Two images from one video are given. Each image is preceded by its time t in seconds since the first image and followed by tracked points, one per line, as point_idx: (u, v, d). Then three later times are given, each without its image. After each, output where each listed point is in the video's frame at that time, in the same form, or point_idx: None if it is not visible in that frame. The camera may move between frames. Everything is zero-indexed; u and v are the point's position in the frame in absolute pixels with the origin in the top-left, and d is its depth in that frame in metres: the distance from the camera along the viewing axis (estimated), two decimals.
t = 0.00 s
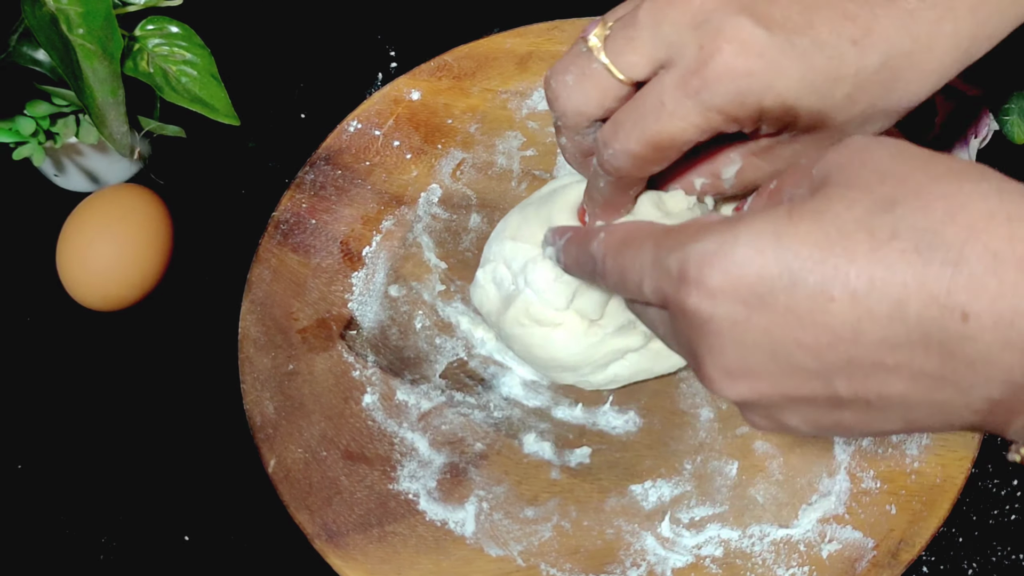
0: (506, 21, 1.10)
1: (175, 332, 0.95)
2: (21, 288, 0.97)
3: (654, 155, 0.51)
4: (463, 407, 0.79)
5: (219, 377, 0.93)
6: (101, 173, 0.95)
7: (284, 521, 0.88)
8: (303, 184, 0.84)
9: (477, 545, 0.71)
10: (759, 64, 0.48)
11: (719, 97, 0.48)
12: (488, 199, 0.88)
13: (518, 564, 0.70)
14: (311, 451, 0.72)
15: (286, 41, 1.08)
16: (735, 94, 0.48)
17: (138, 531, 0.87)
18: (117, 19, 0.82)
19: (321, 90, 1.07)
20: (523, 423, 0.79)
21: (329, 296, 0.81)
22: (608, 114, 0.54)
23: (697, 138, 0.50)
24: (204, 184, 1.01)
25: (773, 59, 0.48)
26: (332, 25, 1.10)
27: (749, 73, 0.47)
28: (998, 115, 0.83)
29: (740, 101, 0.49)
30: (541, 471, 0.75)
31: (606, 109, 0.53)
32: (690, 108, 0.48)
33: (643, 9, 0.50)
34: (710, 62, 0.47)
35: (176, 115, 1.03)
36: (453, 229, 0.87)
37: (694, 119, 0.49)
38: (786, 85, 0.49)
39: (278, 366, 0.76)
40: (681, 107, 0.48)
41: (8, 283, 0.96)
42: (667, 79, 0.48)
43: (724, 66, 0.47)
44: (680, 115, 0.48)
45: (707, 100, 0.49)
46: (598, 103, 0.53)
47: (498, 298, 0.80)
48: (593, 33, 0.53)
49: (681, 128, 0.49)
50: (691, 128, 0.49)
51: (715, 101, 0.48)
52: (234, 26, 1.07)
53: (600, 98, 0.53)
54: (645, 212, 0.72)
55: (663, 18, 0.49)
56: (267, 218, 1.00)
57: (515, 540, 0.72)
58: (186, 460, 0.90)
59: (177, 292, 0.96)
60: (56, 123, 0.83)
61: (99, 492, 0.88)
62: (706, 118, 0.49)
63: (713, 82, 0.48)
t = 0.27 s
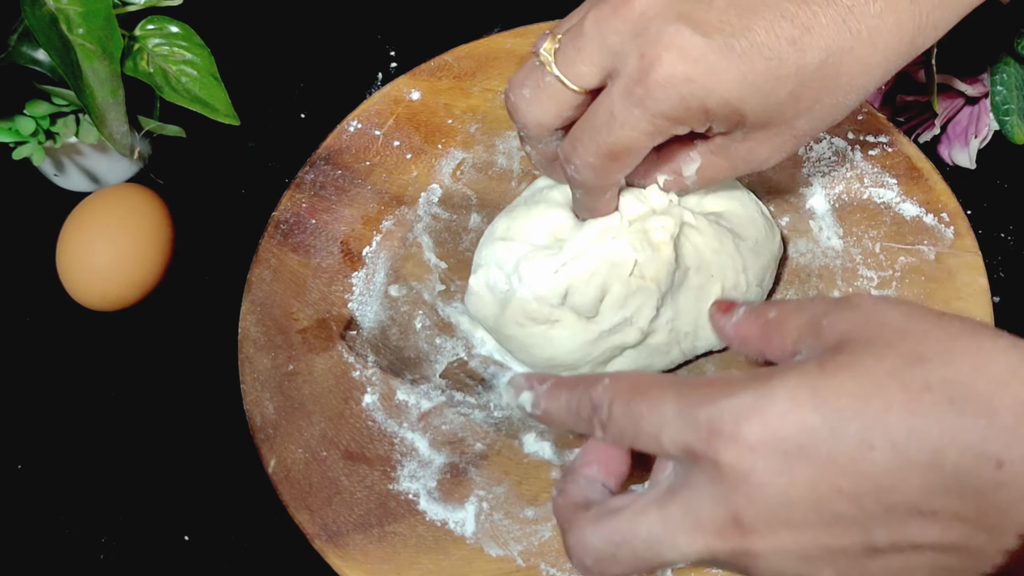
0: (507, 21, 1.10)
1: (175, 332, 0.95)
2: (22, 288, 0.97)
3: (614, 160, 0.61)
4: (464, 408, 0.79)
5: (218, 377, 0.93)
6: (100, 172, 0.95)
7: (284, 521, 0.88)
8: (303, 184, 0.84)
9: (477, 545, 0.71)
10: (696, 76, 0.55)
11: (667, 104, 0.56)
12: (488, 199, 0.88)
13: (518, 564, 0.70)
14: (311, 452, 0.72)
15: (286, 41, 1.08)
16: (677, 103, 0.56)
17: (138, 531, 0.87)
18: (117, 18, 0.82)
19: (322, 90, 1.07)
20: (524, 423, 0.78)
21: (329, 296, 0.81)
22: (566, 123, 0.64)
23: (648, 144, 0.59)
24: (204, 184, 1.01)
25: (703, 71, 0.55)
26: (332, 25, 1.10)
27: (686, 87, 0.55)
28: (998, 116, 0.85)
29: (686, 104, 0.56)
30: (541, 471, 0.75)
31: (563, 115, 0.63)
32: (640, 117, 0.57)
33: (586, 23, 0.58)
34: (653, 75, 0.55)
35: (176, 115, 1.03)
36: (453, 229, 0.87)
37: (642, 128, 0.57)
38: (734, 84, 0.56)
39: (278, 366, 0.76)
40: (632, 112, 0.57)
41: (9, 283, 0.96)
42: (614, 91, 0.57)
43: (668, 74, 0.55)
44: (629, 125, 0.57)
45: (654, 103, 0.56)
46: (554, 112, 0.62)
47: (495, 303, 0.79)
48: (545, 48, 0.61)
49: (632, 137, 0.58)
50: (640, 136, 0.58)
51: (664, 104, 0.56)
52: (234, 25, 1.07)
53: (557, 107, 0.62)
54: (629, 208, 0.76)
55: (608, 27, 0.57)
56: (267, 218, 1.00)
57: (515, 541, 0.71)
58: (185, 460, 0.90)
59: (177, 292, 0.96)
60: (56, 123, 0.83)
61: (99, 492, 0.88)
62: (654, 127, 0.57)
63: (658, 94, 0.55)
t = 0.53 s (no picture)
0: (507, 21, 1.10)
1: (175, 332, 0.95)
2: (22, 288, 0.97)
3: (583, 102, 0.61)
4: (463, 407, 0.79)
5: (218, 376, 0.93)
6: (101, 173, 0.95)
7: (284, 521, 0.87)
8: (303, 184, 0.84)
9: (477, 545, 0.71)
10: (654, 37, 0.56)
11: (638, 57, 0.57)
12: (488, 199, 0.88)
13: (518, 563, 0.70)
14: (311, 452, 0.72)
15: (286, 41, 1.08)
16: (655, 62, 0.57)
17: (138, 531, 0.87)
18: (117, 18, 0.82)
19: (322, 90, 1.07)
20: (523, 423, 0.79)
21: (329, 296, 0.81)
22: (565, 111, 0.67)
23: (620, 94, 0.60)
24: (205, 184, 1.01)
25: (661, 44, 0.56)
26: (332, 25, 1.10)
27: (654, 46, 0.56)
28: (998, 115, 0.85)
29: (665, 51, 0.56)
30: (541, 471, 0.75)
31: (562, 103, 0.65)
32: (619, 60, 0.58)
33: None
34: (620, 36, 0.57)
35: (176, 115, 1.03)
36: (453, 229, 0.87)
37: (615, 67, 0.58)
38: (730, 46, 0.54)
39: (278, 366, 0.76)
40: (612, 60, 0.58)
41: (9, 283, 0.97)
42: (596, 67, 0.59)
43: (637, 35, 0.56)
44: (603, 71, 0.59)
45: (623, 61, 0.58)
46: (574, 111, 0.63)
47: (494, 299, 0.79)
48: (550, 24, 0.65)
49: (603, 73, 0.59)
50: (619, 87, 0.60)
51: (635, 48, 0.56)
52: (234, 25, 1.07)
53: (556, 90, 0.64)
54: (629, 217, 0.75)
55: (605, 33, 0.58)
56: (267, 218, 1.00)
57: (515, 540, 0.72)
58: (185, 460, 0.90)
59: (177, 292, 0.96)
60: (56, 123, 0.83)
61: (99, 492, 0.88)
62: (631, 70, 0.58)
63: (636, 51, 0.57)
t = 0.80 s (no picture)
0: (507, 21, 1.10)
1: (175, 332, 0.95)
2: (21, 288, 0.97)
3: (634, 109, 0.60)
4: (464, 407, 0.79)
5: (218, 376, 0.93)
6: (101, 172, 0.95)
7: (284, 522, 0.87)
8: (303, 184, 0.84)
9: (477, 545, 0.71)
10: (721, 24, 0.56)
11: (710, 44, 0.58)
12: (488, 199, 0.88)
13: (517, 563, 0.70)
14: (310, 452, 0.72)
15: (286, 41, 1.08)
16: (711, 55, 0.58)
17: (138, 531, 0.87)
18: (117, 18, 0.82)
19: (322, 90, 1.07)
20: (523, 423, 0.79)
21: (329, 296, 0.81)
22: (588, 83, 0.69)
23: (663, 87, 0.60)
24: (205, 184, 1.01)
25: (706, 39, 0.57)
26: (332, 25, 1.10)
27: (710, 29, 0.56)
28: (998, 116, 0.85)
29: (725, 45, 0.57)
30: (541, 471, 0.75)
31: (586, 72, 0.68)
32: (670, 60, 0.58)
33: None
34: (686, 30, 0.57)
35: (176, 115, 1.03)
36: (453, 229, 0.87)
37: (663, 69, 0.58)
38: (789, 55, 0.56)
39: (277, 366, 0.76)
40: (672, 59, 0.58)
41: (8, 283, 0.97)
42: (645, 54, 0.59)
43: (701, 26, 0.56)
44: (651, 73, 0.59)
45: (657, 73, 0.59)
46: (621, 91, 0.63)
47: (511, 299, 0.79)
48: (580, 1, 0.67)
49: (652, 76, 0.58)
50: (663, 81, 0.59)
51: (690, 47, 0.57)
52: (234, 25, 1.07)
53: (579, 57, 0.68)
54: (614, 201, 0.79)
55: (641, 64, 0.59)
56: (267, 218, 1.00)
57: (515, 540, 0.72)
58: (185, 460, 0.90)
59: (177, 292, 0.96)
60: (56, 123, 0.83)
61: (99, 492, 0.88)
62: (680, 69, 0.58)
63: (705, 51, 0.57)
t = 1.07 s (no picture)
0: (507, 21, 1.10)
1: (175, 332, 0.95)
2: (22, 288, 0.97)
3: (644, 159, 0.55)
4: (463, 407, 0.79)
5: (218, 376, 0.93)
6: (100, 172, 0.95)
7: (284, 522, 0.87)
8: (303, 184, 0.84)
9: (476, 545, 0.71)
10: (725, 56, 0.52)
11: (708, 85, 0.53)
12: (488, 199, 0.88)
13: (517, 563, 0.70)
14: (311, 452, 0.72)
15: (286, 41, 1.08)
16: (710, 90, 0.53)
17: (138, 531, 0.87)
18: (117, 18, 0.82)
19: (322, 90, 1.07)
20: (523, 423, 0.79)
21: (329, 296, 0.81)
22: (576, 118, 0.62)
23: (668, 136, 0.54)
24: (205, 184, 1.01)
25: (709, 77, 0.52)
26: (332, 25, 1.10)
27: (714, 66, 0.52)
28: (997, 115, 0.85)
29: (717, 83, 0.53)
30: (541, 471, 0.75)
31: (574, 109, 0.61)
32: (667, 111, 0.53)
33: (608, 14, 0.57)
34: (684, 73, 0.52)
35: (176, 115, 1.03)
36: (453, 229, 0.87)
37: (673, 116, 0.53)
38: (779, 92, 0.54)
39: (278, 366, 0.76)
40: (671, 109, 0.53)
41: (9, 283, 0.97)
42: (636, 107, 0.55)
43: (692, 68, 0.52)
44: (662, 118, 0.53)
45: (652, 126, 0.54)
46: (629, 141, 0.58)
47: (514, 289, 0.78)
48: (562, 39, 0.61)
49: (666, 126, 0.53)
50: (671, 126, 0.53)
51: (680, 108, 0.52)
52: (234, 25, 1.07)
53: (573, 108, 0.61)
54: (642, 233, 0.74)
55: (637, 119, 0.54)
56: (267, 218, 1.00)
57: (515, 540, 0.72)
58: (185, 460, 0.90)
59: (177, 292, 0.96)
60: (56, 123, 0.83)
61: (99, 492, 0.88)
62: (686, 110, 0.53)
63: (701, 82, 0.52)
